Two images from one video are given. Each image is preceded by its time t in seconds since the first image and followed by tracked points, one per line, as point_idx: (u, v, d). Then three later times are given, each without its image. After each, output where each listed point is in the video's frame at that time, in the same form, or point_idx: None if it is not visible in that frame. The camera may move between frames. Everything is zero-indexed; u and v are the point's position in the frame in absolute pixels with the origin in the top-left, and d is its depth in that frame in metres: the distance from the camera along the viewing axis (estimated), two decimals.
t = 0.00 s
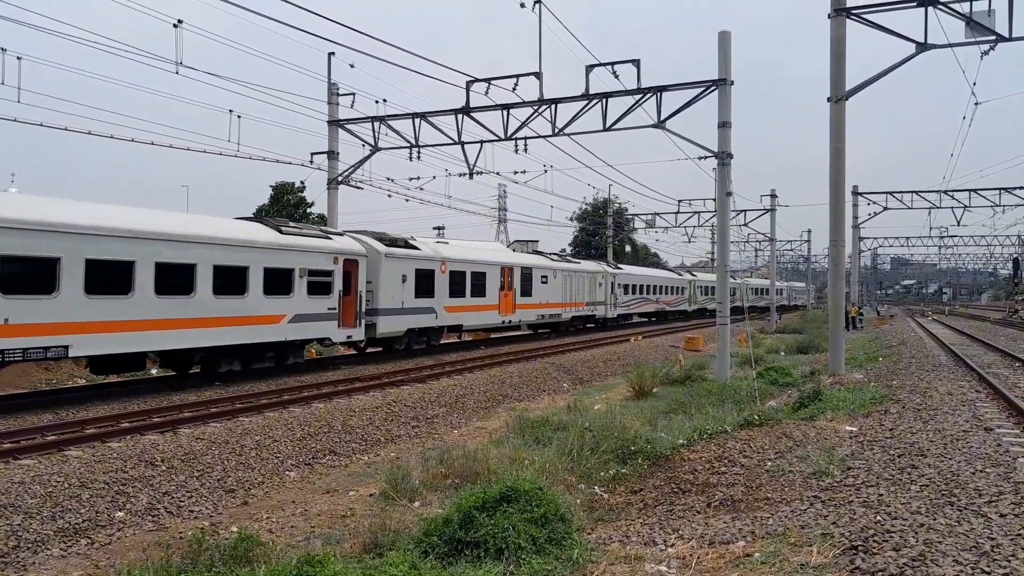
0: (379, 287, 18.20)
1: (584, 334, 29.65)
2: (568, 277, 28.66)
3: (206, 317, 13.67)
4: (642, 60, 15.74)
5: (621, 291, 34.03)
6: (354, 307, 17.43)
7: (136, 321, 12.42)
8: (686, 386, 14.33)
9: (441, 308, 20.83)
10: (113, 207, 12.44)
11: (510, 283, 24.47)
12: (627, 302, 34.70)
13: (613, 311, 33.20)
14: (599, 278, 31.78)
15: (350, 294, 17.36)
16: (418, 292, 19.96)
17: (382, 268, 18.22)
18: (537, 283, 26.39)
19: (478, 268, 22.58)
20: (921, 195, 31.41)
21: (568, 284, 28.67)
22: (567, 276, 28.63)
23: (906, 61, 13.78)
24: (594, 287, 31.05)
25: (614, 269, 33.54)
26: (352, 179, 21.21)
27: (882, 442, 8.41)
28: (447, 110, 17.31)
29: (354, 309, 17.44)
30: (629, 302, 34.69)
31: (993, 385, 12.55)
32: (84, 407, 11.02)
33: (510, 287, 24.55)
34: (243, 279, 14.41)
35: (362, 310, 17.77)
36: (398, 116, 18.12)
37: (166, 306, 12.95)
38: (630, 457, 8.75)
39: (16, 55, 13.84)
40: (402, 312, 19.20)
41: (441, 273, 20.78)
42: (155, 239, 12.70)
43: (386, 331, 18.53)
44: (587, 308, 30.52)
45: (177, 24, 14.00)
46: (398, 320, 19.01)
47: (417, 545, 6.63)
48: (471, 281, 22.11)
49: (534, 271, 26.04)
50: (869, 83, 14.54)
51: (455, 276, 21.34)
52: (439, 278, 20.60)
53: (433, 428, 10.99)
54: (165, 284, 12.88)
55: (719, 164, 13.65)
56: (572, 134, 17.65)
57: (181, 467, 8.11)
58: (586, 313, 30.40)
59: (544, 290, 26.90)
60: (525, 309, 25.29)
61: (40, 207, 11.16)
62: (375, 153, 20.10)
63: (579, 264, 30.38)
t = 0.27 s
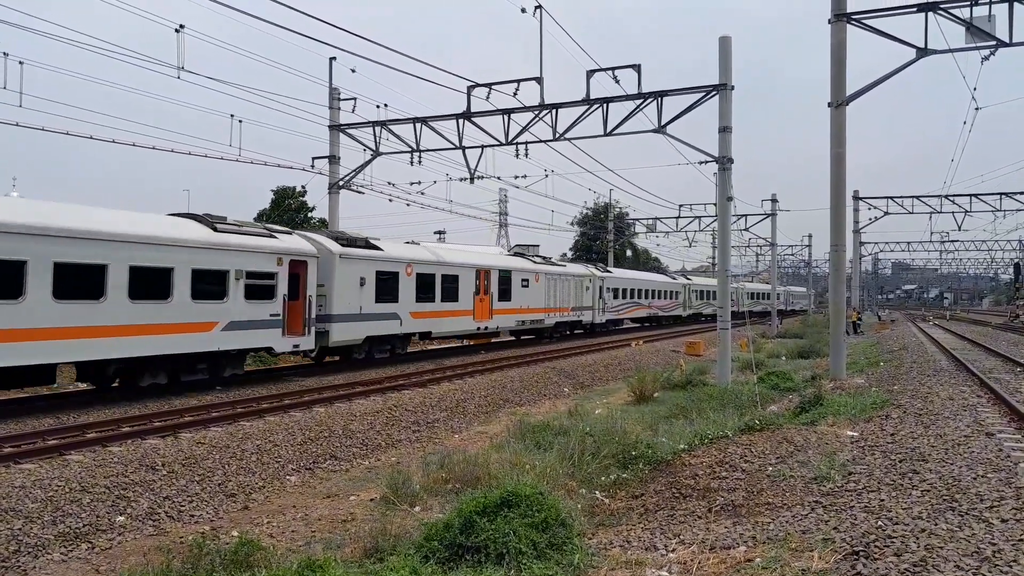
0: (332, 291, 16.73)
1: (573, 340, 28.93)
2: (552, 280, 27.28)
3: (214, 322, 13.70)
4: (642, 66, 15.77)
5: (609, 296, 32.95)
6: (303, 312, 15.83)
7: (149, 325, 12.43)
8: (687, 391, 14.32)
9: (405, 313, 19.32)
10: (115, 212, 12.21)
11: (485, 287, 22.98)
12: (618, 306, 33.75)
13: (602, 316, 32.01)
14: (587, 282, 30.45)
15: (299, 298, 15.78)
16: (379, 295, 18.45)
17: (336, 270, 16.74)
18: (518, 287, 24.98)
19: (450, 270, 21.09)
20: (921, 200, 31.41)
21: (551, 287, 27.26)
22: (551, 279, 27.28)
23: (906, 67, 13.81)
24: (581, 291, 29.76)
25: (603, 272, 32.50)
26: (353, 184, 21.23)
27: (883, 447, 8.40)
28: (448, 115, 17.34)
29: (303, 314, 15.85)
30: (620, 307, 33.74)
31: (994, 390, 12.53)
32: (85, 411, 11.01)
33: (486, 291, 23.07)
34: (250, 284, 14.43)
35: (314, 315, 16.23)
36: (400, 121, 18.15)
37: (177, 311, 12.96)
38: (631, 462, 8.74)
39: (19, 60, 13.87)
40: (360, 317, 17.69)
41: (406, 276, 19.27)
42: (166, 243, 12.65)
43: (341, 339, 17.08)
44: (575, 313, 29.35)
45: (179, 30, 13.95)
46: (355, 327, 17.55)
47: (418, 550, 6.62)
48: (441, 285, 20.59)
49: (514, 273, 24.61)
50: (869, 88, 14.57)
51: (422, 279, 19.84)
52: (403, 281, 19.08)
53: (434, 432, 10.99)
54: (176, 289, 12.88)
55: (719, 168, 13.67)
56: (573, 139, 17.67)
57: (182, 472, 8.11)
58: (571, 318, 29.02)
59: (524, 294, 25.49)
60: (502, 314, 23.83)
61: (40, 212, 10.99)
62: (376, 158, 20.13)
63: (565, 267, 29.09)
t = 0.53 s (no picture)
0: (275, 294, 15.07)
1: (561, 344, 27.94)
2: (532, 281, 25.78)
3: (128, 327, 12.10)
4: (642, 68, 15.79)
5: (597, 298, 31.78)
6: (237, 318, 14.44)
7: (91, 330, 11.47)
8: (688, 393, 14.31)
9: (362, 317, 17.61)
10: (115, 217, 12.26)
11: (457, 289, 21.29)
12: (608, 308, 32.69)
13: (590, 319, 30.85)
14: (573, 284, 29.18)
15: (234, 303, 14.41)
16: (331, 299, 16.73)
17: (279, 270, 15.06)
18: (494, 289, 23.35)
19: (416, 271, 19.40)
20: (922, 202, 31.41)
21: (531, 289, 25.73)
22: (532, 281, 25.88)
23: (905, 69, 13.83)
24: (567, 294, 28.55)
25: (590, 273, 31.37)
26: (354, 187, 21.24)
27: (883, 449, 8.39)
28: (448, 117, 17.36)
29: (238, 320, 14.43)
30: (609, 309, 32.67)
31: (995, 392, 12.51)
32: (85, 414, 11.01)
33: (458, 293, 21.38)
34: (177, 286, 12.93)
35: (252, 321, 14.74)
36: (400, 123, 18.17)
37: (83, 313, 11.40)
38: (631, 464, 8.74)
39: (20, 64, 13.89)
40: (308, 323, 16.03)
41: (365, 276, 17.58)
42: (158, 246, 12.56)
43: (283, 346, 15.38)
44: (560, 316, 28.15)
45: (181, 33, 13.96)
46: (302, 333, 15.87)
47: (418, 553, 6.62)
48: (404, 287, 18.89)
49: (491, 275, 23.07)
50: (869, 91, 14.58)
51: (383, 281, 18.14)
52: (360, 283, 17.35)
53: (435, 435, 10.98)
54: (80, 286, 11.32)
55: (719, 171, 13.67)
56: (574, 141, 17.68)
57: (182, 474, 8.11)
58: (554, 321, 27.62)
59: (502, 296, 23.89)
60: (477, 318, 22.21)
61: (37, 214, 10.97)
62: (377, 161, 20.13)
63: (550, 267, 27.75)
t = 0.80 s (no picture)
0: (206, 294, 13.59)
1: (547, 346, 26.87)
2: (512, 280, 24.40)
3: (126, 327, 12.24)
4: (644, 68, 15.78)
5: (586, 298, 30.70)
6: (159, 320, 12.99)
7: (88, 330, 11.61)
8: (690, 393, 14.30)
9: (312, 319, 16.12)
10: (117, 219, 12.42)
11: (424, 288, 19.84)
12: (597, 308, 31.57)
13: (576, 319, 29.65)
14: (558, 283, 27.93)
15: (157, 303, 13.00)
16: (274, 299, 15.26)
17: (211, 267, 13.62)
18: (467, 288, 21.94)
19: (377, 269, 17.95)
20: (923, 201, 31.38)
21: (510, 289, 24.32)
22: (512, 279, 24.54)
23: (907, 68, 13.80)
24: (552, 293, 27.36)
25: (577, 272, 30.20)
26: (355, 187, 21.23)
27: (885, 449, 8.38)
28: (449, 118, 17.36)
29: (159, 322, 12.98)
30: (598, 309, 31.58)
31: (997, 391, 12.48)
32: (87, 415, 11.02)
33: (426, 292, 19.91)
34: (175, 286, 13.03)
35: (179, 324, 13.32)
36: (401, 124, 18.17)
37: (25, 316, 10.80)
38: (633, 464, 8.72)
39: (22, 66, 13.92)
40: (247, 325, 14.53)
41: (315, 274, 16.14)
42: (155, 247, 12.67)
43: (215, 352, 13.85)
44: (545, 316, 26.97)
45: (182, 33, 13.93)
46: (239, 337, 14.37)
47: (420, 554, 6.63)
48: (361, 286, 17.44)
49: (465, 273, 21.69)
50: (871, 90, 14.55)
51: (336, 279, 16.68)
52: (309, 281, 15.90)
53: (436, 435, 10.98)
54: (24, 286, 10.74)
55: (721, 171, 13.65)
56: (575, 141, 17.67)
57: (184, 475, 8.11)
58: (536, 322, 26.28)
59: (477, 296, 22.49)
60: (448, 319, 20.74)
61: (39, 219, 11.16)
62: (378, 161, 20.13)
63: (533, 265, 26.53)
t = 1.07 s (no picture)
0: (116, 298, 12.14)
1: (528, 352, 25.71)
2: (482, 282, 23.06)
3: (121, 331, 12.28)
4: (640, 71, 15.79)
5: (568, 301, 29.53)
6: (55, 329, 11.51)
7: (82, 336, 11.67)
8: (689, 395, 14.30)
9: (246, 326, 14.65)
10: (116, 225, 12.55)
11: (380, 291, 18.43)
12: (581, 312, 30.41)
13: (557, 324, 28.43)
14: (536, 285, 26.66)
15: (53, 310, 11.52)
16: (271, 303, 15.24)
17: (122, 269, 12.18)
18: (432, 291, 20.58)
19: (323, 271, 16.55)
20: (921, 201, 31.44)
21: (481, 293, 22.97)
22: (484, 282, 23.26)
23: (903, 69, 13.83)
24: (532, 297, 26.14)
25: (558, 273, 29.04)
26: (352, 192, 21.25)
27: (883, 450, 8.38)
28: (446, 121, 17.36)
29: (57, 331, 11.51)
30: (582, 313, 30.45)
31: (996, 391, 12.50)
32: (85, 421, 10.99)
33: (382, 296, 18.50)
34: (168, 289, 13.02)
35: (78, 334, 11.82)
36: (398, 128, 18.17)
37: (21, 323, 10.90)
38: (633, 467, 8.72)
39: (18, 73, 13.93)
40: (167, 334, 13.06)
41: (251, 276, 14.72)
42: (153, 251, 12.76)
43: (127, 365, 12.37)
44: (523, 320, 25.75)
45: (177, 39, 14.08)
46: (156, 348, 12.87)
47: (419, 558, 6.64)
48: (306, 289, 16.00)
49: (428, 275, 20.37)
50: (866, 91, 14.58)
51: (275, 281, 15.25)
52: (242, 283, 14.46)
53: (435, 439, 10.98)
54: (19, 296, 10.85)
55: (718, 172, 13.66)
56: (572, 144, 17.68)
57: (182, 482, 8.09)
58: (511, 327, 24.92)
59: (442, 299, 21.10)
60: (408, 325, 19.36)
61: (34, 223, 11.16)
62: (375, 165, 20.14)
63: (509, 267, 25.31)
